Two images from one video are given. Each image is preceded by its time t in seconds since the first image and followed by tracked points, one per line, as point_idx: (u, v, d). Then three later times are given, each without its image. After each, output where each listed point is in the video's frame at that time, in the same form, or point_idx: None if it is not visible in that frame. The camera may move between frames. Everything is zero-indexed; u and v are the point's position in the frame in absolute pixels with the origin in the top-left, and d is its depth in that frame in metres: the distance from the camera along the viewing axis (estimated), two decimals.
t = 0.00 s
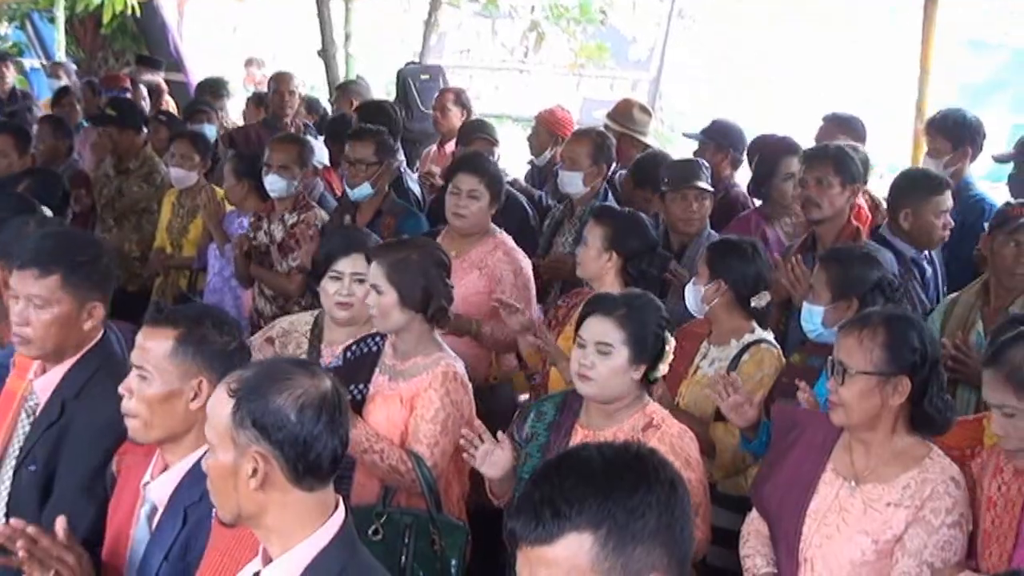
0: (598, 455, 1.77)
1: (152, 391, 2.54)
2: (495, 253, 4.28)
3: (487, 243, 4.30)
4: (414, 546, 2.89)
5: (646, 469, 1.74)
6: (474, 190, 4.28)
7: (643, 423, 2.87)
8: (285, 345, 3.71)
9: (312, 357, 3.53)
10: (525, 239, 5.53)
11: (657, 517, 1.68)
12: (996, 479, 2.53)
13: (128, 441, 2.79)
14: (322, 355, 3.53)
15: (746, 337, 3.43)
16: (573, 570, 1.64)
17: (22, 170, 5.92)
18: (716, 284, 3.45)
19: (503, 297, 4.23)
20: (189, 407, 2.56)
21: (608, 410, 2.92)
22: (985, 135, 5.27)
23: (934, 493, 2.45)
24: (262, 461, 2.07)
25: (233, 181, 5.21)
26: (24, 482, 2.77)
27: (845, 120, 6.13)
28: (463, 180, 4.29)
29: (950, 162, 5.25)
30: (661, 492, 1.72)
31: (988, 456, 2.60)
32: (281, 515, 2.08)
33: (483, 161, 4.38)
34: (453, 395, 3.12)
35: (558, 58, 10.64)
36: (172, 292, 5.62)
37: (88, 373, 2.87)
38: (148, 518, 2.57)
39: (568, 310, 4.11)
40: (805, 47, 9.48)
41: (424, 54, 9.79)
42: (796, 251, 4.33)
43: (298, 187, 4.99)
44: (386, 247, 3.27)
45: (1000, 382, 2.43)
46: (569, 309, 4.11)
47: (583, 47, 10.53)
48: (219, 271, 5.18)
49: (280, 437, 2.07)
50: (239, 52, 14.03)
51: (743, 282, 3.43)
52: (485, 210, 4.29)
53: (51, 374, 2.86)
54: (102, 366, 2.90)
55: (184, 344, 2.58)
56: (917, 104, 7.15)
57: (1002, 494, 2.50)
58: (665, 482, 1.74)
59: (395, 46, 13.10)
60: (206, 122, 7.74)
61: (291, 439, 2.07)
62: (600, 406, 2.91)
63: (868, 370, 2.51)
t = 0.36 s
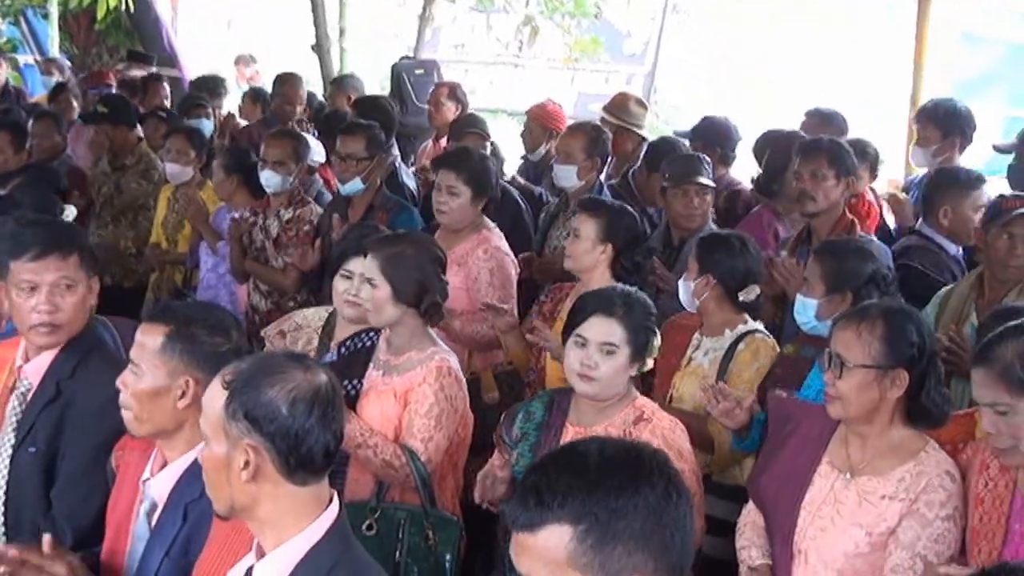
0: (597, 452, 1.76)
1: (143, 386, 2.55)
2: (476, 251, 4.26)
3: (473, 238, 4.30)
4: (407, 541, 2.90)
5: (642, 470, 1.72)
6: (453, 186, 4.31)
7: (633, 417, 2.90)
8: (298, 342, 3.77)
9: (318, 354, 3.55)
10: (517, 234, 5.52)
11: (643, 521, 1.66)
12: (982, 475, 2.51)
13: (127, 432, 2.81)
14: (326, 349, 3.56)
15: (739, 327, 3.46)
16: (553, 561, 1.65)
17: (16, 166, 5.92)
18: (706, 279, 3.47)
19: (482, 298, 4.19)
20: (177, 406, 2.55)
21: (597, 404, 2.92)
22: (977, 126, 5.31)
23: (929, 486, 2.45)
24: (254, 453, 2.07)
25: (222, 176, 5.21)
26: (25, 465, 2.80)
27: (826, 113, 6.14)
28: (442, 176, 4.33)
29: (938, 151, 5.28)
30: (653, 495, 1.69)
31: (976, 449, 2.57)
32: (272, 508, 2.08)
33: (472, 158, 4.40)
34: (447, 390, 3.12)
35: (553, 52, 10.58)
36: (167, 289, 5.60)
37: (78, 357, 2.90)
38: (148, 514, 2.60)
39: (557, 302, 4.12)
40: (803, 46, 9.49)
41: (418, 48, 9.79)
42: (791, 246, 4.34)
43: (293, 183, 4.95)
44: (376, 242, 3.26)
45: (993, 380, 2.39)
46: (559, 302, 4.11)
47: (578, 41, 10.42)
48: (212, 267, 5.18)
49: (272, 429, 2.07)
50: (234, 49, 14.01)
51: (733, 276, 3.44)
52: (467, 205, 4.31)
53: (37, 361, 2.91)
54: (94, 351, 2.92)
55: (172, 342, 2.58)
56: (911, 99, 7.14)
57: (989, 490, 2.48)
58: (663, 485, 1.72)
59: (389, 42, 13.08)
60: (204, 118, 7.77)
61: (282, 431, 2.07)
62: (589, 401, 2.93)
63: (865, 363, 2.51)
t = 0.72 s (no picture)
0: (590, 443, 1.75)
1: (124, 373, 2.60)
2: (473, 247, 4.27)
3: (467, 236, 4.29)
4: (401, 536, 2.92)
5: (627, 469, 1.70)
6: (434, 206, 4.28)
7: (621, 408, 2.90)
8: (295, 332, 3.78)
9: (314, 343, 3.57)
10: (506, 229, 5.53)
11: (617, 518, 1.65)
12: (969, 470, 2.50)
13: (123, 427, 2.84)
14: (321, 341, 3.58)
15: (722, 312, 3.48)
16: (529, 546, 1.67)
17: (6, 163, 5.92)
18: (684, 266, 3.50)
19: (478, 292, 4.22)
20: (150, 395, 2.58)
21: (585, 395, 2.93)
22: (961, 114, 5.43)
23: (918, 478, 2.46)
24: (242, 451, 2.08)
25: (207, 172, 5.24)
26: (24, 458, 2.80)
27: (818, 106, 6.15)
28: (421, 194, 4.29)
29: (920, 137, 5.43)
30: (630, 496, 1.67)
31: (963, 443, 2.56)
32: (261, 506, 2.09)
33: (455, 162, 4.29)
34: (438, 386, 3.12)
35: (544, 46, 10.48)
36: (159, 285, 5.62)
37: (70, 348, 2.91)
38: (137, 511, 2.62)
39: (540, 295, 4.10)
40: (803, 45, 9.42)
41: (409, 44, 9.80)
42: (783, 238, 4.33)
43: (286, 179, 4.96)
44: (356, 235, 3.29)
45: None
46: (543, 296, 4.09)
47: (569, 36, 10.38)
48: (202, 264, 5.18)
49: (259, 427, 2.08)
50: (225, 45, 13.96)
51: (708, 262, 3.48)
52: (450, 212, 4.29)
53: (26, 353, 2.91)
54: (85, 345, 2.93)
55: (149, 333, 2.62)
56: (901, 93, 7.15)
57: (975, 486, 2.48)
58: (651, 480, 1.71)
59: (381, 37, 13.06)
60: (195, 113, 7.73)
61: (269, 429, 2.07)
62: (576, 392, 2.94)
63: (856, 356, 2.52)
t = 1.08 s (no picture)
0: (573, 439, 1.75)
1: (109, 365, 2.61)
2: (472, 246, 4.30)
3: (462, 236, 4.31)
4: (390, 532, 2.91)
5: (618, 463, 1.71)
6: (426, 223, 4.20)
7: (613, 405, 2.91)
8: (277, 335, 3.76)
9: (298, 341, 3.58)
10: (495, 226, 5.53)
11: (613, 509, 1.65)
12: (948, 465, 2.50)
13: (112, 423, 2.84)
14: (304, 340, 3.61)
15: (709, 303, 3.51)
16: (519, 542, 1.67)
17: None
18: (667, 258, 3.51)
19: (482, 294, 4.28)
20: (133, 388, 2.58)
21: (576, 393, 2.94)
22: (948, 108, 5.44)
23: (905, 471, 2.46)
24: (223, 448, 2.08)
25: (194, 169, 5.25)
26: (15, 454, 2.79)
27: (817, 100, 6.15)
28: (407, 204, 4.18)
29: (907, 134, 5.45)
30: (621, 488, 1.67)
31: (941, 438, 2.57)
32: (244, 502, 2.09)
33: (435, 174, 4.17)
34: (426, 382, 3.11)
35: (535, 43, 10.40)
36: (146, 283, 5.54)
37: (61, 345, 2.91)
38: (124, 507, 2.61)
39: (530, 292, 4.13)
40: (801, 44, 9.24)
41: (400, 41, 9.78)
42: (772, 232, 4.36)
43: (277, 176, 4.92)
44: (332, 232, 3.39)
45: None
46: (530, 294, 4.12)
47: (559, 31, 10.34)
48: (190, 263, 5.17)
49: (239, 423, 2.07)
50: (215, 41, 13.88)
51: (692, 254, 3.48)
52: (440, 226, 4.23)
53: (17, 351, 2.91)
54: (74, 340, 2.94)
55: (134, 327, 2.62)
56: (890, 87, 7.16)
57: (954, 482, 2.48)
58: (636, 473, 1.71)
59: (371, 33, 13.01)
60: (180, 110, 7.67)
61: (249, 425, 2.07)
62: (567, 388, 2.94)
63: (846, 348, 2.52)
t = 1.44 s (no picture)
0: (558, 433, 1.75)
1: (95, 360, 2.61)
2: (466, 249, 4.30)
3: (455, 242, 4.29)
4: (379, 527, 2.92)
5: (603, 450, 1.73)
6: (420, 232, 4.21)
7: (609, 399, 2.90)
8: (264, 330, 3.76)
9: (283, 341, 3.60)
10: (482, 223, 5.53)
11: (605, 497, 1.68)
12: (939, 457, 2.49)
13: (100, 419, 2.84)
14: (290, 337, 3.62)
15: (696, 296, 3.56)
16: (512, 536, 1.65)
17: None
18: (656, 251, 3.52)
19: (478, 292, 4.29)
20: (121, 382, 2.59)
21: (572, 384, 2.94)
22: (937, 105, 5.46)
23: (884, 467, 2.45)
24: (203, 449, 2.08)
25: (178, 166, 5.25)
26: None
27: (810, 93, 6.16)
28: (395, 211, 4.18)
29: (900, 131, 5.46)
30: (612, 476, 1.70)
31: (931, 431, 2.56)
32: (227, 502, 2.09)
33: (423, 183, 4.19)
34: (415, 378, 3.11)
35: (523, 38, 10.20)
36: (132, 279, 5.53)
37: (47, 343, 2.91)
38: (109, 501, 2.61)
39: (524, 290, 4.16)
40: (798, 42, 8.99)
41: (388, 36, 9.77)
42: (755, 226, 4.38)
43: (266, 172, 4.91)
44: (316, 226, 3.43)
45: None
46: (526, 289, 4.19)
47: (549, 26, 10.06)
48: (176, 260, 5.16)
49: (218, 423, 2.07)
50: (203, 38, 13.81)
51: (681, 244, 3.52)
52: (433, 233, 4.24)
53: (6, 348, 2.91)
54: (62, 337, 2.94)
55: (121, 321, 2.62)
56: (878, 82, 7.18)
57: (945, 474, 2.47)
58: (622, 464, 1.73)
59: (360, 29, 12.97)
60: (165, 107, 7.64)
61: (229, 424, 2.07)
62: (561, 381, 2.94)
63: (828, 344, 2.53)
